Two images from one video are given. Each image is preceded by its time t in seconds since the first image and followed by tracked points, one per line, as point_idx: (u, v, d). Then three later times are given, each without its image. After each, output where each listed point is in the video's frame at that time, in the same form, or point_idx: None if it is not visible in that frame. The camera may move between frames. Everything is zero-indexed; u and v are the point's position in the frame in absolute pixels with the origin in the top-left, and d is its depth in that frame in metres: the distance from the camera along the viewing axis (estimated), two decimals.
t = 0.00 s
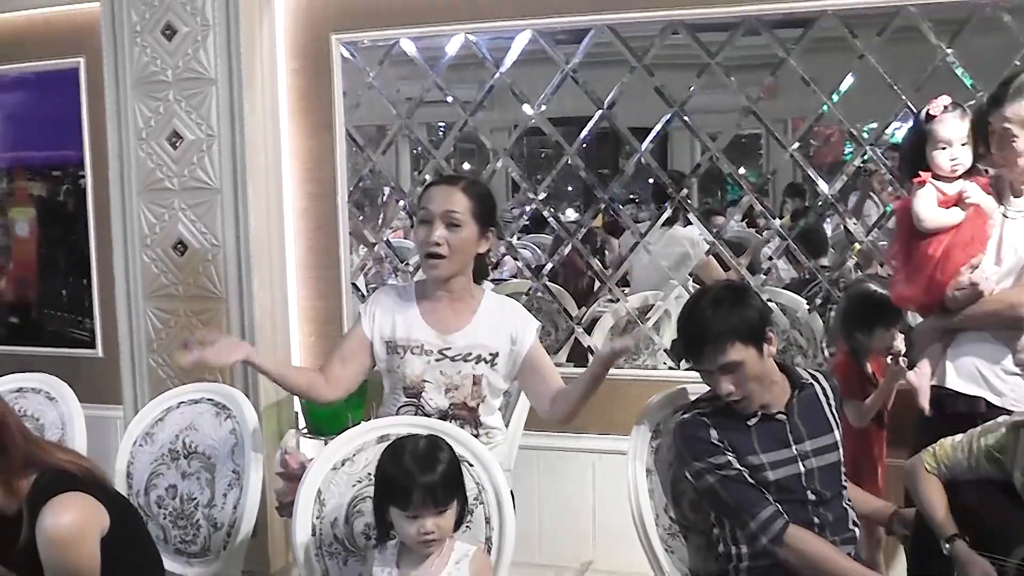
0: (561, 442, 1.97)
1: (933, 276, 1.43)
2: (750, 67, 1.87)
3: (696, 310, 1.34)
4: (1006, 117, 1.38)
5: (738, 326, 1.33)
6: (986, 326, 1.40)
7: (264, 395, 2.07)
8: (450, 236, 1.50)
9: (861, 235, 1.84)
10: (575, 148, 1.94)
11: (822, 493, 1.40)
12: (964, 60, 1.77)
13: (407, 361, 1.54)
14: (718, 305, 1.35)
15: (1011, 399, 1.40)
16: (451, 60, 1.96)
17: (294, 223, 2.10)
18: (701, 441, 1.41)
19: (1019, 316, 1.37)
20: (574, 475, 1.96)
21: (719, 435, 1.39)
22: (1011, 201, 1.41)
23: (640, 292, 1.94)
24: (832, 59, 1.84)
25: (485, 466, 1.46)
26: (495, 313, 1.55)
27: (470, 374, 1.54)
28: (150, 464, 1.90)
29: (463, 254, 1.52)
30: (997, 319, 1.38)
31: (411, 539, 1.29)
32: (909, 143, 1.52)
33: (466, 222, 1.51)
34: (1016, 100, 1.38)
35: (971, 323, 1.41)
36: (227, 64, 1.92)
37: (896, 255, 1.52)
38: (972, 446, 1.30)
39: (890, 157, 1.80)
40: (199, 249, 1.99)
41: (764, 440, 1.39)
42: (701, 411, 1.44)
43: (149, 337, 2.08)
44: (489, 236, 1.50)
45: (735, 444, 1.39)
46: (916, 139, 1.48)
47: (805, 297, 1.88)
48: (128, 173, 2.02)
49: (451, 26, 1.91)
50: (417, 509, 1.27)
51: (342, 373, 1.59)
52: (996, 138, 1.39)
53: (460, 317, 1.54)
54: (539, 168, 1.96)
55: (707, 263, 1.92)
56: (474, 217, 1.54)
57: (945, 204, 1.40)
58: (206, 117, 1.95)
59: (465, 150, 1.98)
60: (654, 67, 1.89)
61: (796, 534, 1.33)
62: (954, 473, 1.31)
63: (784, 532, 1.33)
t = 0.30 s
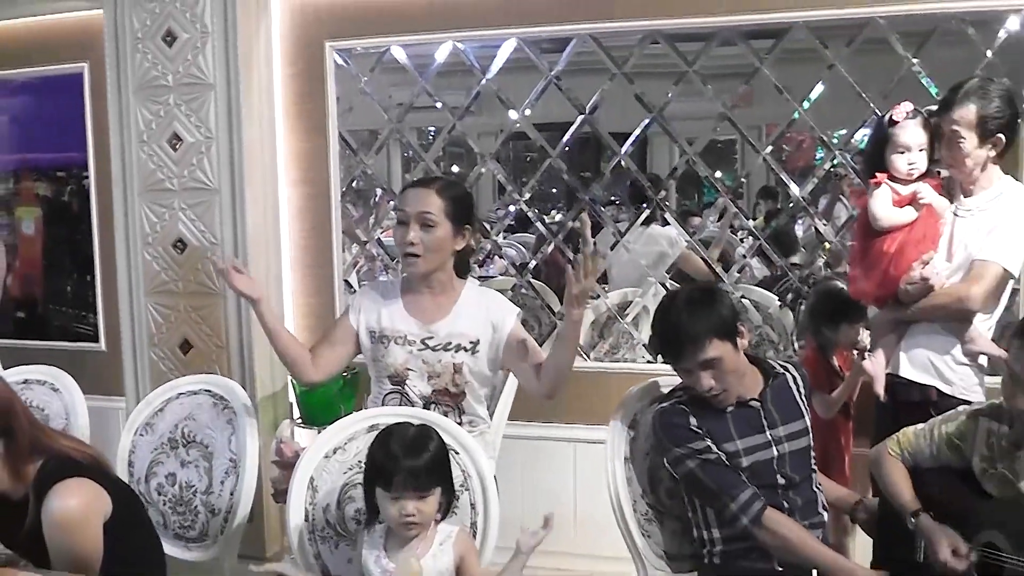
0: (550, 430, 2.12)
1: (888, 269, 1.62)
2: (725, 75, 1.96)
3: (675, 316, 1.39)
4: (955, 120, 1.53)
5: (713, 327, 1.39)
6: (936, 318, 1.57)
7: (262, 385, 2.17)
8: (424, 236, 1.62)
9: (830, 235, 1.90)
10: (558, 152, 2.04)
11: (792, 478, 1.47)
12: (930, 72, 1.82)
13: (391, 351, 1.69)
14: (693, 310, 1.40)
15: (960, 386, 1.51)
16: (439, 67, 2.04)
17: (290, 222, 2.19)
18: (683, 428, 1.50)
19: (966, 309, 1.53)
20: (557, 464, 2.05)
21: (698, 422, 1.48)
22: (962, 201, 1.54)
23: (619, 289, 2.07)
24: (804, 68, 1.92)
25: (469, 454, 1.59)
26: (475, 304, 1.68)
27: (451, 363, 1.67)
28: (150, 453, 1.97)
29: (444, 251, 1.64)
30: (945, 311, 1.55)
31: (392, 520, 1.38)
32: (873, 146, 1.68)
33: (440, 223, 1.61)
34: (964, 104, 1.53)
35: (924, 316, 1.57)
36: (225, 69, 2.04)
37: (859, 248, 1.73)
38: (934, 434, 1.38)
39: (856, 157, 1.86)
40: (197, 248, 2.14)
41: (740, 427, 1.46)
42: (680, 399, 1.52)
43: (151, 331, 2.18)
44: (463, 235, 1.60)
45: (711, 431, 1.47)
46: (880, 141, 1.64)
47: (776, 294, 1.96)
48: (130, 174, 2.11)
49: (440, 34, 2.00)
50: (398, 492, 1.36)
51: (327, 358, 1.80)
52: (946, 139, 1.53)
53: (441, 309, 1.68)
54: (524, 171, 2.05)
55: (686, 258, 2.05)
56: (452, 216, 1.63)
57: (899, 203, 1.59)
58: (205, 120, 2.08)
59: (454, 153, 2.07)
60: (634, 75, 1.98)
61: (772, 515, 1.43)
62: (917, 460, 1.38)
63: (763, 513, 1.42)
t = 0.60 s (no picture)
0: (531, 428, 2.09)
1: (857, 263, 1.70)
2: (704, 74, 1.99)
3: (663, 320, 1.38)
4: (921, 115, 1.63)
5: (700, 328, 1.40)
6: (905, 311, 1.64)
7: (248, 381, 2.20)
8: (397, 233, 1.65)
9: (808, 230, 1.95)
10: (539, 149, 2.06)
11: (771, 469, 1.46)
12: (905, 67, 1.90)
13: (371, 347, 1.72)
14: (678, 312, 1.40)
15: (928, 377, 1.64)
16: (422, 67, 2.07)
17: (275, 220, 2.20)
18: (658, 424, 1.51)
19: (934, 302, 1.60)
20: (538, 457, 2.09)
21: (674, 419, 1.48)
22: (929, 197, 1.64)
23: (601, 284, 2.07)
24: (781, 66, 1.96)
25: (451, 448, 1.60)
26: (453, 300, 1.72)
27: (431, 357, 1.70)
28: (137, 450, 2.00)
29: (416, 246, 1.66)
30: (913, 305, 1.62)
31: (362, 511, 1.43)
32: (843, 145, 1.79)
33: (411, 220, 1.64)
34: (930, 101, 1.63)
35: (892, 309, 1.65)
36: (210, 70, 2.02)
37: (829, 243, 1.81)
38: (909, 426, 1.21)
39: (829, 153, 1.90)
40: (184, 246, 2.10)
41: (719, 421, 1.45)
42: (657, 397, 1.53)
43: (136, 328, 2.19)
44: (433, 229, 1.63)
45: (689, 424, 1.47)
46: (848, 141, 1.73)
47: (757, 289, 2.00)
48: (115, 172, 2.12)
49: (422, 33, 2.03)
50: (365, 484, 1.42)
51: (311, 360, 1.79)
52: (914, 135, 1.63)
53: (421, 305, 1.71)
54: (506, 169, 2.07)
55: (665, 254, 2.06)
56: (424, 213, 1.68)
57: (869, 200, 1.68)
58: (190, 119, 2.05)
59: (437, 152, 2.09)
60: (615, 73, 2.01)
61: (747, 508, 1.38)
62: (890, 455, 1.20)
63: (738, 506, 1.39)
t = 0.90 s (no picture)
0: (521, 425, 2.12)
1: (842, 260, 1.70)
2: (690, 70, 1.99)
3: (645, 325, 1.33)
4: (902, 112, 1.66)
5: (678, 328, 1.36)
6: (889, 307, 1.64)
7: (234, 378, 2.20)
8: (379, 231, 1.66)
9: (795, 226, 1.95)
10: (525, 145, 2.06)
11: (757, 465, 1.44)
12: (890, 64, 1.91)
13: (355, 344, 1.73)
14: (658, 313, 1.36)
15: (913, 371, 1.65)
16: (407, 63, 2.07)
17: (260, 217, 2.20)
18: (642, 423, 1.46)
19: (922, 298, 1.62)
20: (525, 451, 2.11)
21: (657, 417, 1.45)
22: (909, 192, 1.65)
23: (587, 280, 2.08)
24: (767, 63, 1.96)
25: (436, 444, 1.63)
26: (436, 296, 1.73)
27: (415, 353, 1.72)
28: (122, 448, 2.00)
29: (396, 241, 1.67)
30: (901, 299, 1.62)
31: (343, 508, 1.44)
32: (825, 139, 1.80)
33: (390, 216, 1.66)
34: (910, 97, 1.67)
35: (876, 305, 1.66)
36: (194, 64, 2.03)
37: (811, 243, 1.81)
38: (893, 423, 1.29)
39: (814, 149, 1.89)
40: (170, 243, 2.11)
41: (703, 417, 1.43)
42: (639, 395, 1.49)
43: (122, 327, 2.19)
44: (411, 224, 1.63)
45: (673, 420, 1.44)
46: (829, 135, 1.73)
47: (743, 285, 2.00)
48: (101, 170, 2.13)
49: (408, 29, 2.02)
50: (343, 481, 1.42)
51: (295, 360, 1.82)
52: (893, 131, 1.65)
53: (404, 301, 1.72)
54: (493, 166, 2.07)
55: (650, 251, 2.06)
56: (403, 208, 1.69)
57: (852, 195, 1.68)
58: (175, 116, 2.06)
59: (424, 149, 2.09)
60: (600, 70, 2.01)
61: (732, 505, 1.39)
62: (876, 447, 1.30)
63: (723, 504, 1.39)
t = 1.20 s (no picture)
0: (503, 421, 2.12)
1: (832, 257, 1.71)
2: (678, 67, 1.99)
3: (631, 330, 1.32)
4: (886, 109, 1.69)
5: (661, 330, 1.35)
6: (877, 304, 1.67)
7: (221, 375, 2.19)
8: (366, 228, 1.67)
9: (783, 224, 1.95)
10: (513, 142, 2.06)
11: (743, 464, 1.44)
12: (879, 62, 1.91)
13: (339, 341, 1.73)
14: (643, 316, 1.35)
15: (901, 368, 1.68)
16: (396, 60, 2.06)
17: (248, 214, 2.20)
18: (628, 422, 1.46)
19: (911, 295, 1.65)
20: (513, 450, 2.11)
21: (644, 417, 1.44)
22: (895, 191, 1.69)
23: (574, 278, 2.07)
24: (755, 60, 1.96)
25: (425, 442, 1.64)
26: (419, 292, 1.73)
27: (399, 350, 1.72)
28: (110, 445, 2.00)
29: (385, 240, 1.70)
30: (890, 297, 1.66)
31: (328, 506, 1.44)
32: (811, 136, 1.80)
33: (379, 213, 1.68)
34: (895, 94, 1.71)
35: (862, 303, 1.68)
36: (183, 62, 2.03)
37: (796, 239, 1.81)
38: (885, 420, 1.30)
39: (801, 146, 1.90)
40: (157, 240, 2.11)
41: (690, 418, 1.43)
42: (626, 394, 1.48)
43: (109, 324, 2.18)
44: (400, 223, 1.67)
45: (661, 420, 1.44)
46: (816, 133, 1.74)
47: (731, 282, 2.00)
48: (88, 165, 2.12)
49: (397, 26, 2.03)
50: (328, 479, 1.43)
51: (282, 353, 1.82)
52: (880, 128, 1.69)
53: (390, 298, 1.73)
54: (482, 163, 2.07)
55: (639, 248, 2.05)
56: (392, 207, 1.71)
57: (839, 193, 1.69)
58: (162, 112, 2.05)
59: (412, 146, 2.09)
60: (589, 67, 2.01)
61: (716, 505, 1.38)
62: (868, 443, 1.30)
63: (706, 505, 1.38)
